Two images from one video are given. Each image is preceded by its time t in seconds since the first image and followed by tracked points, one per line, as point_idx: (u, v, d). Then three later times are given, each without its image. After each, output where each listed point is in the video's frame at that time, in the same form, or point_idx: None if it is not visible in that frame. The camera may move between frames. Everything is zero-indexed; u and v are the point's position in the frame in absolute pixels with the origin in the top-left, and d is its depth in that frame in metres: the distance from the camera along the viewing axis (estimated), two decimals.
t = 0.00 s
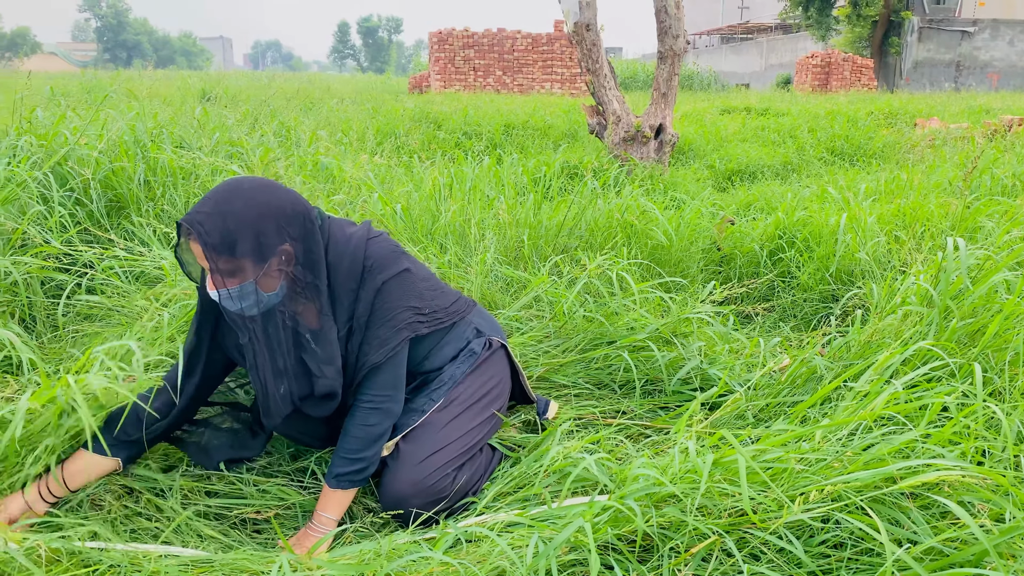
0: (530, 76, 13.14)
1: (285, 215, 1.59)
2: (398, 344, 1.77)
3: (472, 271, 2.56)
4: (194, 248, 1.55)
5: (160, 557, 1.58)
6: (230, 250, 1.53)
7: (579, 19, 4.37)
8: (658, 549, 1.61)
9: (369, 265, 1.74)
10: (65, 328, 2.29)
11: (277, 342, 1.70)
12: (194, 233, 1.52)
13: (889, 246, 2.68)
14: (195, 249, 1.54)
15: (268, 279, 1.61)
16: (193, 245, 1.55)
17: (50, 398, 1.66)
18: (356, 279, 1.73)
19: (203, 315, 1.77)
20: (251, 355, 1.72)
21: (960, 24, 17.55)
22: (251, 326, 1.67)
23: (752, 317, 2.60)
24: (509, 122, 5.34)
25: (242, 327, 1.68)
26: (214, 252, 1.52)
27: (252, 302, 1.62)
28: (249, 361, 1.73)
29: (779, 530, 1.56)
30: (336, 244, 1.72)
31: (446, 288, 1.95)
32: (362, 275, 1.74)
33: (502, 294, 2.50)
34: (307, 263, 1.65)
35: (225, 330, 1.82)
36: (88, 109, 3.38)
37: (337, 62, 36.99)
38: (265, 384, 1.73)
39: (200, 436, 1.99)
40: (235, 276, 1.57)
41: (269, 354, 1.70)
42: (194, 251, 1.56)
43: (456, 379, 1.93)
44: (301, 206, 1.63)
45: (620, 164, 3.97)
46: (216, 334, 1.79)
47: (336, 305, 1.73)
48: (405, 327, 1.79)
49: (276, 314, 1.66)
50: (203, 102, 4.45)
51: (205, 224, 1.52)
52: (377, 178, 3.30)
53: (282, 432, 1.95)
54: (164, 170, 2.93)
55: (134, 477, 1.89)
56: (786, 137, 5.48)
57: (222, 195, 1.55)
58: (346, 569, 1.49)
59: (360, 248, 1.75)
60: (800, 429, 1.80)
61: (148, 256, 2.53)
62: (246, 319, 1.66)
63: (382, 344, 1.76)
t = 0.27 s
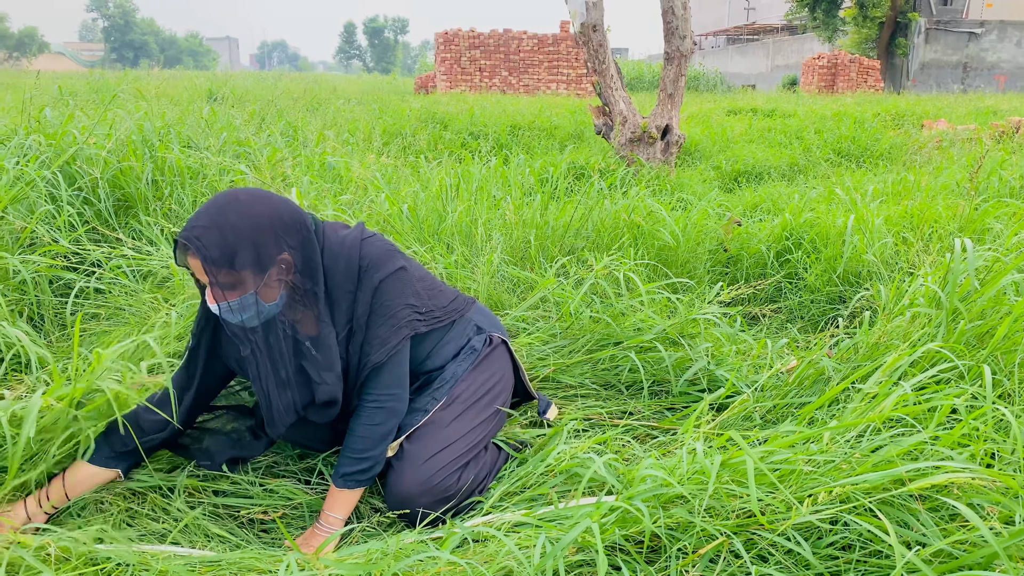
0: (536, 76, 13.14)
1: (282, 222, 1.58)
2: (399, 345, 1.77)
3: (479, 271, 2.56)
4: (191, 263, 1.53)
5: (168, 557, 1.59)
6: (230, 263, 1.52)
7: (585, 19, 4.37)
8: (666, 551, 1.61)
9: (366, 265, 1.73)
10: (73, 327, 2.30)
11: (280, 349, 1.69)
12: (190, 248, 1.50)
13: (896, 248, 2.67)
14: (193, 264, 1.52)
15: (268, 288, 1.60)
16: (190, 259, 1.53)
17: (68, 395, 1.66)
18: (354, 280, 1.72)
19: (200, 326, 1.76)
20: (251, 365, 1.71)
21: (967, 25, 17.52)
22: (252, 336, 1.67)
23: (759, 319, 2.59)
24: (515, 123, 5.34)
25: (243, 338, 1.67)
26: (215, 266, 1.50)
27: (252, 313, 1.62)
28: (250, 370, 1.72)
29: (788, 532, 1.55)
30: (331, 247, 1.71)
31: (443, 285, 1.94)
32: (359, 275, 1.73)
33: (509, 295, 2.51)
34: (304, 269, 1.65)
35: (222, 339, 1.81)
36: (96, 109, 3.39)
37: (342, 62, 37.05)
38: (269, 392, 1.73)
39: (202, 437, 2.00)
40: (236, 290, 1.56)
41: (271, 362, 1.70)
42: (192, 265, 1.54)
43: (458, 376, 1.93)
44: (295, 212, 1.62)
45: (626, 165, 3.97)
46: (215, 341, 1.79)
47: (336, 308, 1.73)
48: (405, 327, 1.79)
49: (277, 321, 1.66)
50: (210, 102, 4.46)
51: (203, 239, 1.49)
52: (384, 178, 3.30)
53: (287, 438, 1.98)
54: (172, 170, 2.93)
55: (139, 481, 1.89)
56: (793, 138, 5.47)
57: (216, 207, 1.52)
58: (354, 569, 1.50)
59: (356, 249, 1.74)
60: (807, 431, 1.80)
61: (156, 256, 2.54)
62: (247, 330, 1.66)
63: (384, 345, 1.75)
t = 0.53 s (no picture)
0: (542, 76, 13.14)
1: (280, 225, 1.59)
2: (402, 345, 1.77)
3: (485, 271, 2.56)
4: (191, 269, 1.55)
5: (174, 556, 1.60)
6: (231, 267, 1.53)
7: (592, 19, 4.37)
8: (673, 551, 1.60)
9: (366, 264, 1.73)
10: (80, 325, 2.31)
11: (283, 352, 1.70)
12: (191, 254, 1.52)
13: (904, 248, 2.66)
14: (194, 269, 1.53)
15: (269, 291, 1.61)
16: (190, 266, 1.54)
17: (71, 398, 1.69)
18: (353, 279, 1.72)
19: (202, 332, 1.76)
20: (253, 369, 1.72)
21: (975, 25, 17.45)
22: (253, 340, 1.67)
23: (766, 319, 2.58)
24: (521, 123, 5.33)
25: (245, 343, 1.67)
26: (215, 270, 1.51)
27: (253, 318, 1.62)
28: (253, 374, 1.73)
29: (795, 533, 1.55)
30: (330, 248, 1.72)
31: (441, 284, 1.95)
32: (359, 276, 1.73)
33: (514, 295, 2.51)
34: (304, 271, 1.65)
35: (224, 344, 1.82)
36: (104, 107, 3.40)
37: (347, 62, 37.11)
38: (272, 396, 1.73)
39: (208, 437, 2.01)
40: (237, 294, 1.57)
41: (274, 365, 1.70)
42: (192, 271, 1.55)
43: (460, 372, 1.93)
44: (292, 214, 1.63)
45: (633, 165, 3.96)
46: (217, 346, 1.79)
47: (337, 309, 1.72)
48: (407, 326, 1.78)
49: (279, 324, 1.66)
50: (218, 101, 4.47)
51: (203, 244, 1.50)
52: (391, 178, 3.30)
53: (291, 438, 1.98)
54: (179, 169, 2.94)
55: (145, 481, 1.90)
56: (800, 138, 5.46)
57: (215, 213, 1.54)
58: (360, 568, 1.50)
59: (356, 251, 1.74)
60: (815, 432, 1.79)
61: (162, 254, 2.55)
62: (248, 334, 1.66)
63: (387, 345, 1.75)
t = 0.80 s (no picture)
0: (548, 75, 13.14)
1: (298, 220, 1.59)
2: (415, 341, 1.78)
3: (492, 269, 2.56)
4: (207, 261, 1.55)
5: (181, 553, 1.60)
6: (249, 260, 1.53)
7: (600, 18, 4.36)
8: (680, 551, 1.60)
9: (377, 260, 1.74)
10: (88, 322, 2.31)
11: (297, 345, 1.71)
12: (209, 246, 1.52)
13: (913, 248, 2.65)
14: (211, 260, 1.53)
15: (285, 284, 1.61)
16: (206, 258, 1.54)
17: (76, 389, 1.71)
18: (365, 276, 1.72)
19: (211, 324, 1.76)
20: (265, 361, 1.72)
21: (983, 25, 17.37)
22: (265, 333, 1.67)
23: (774, 319, 2.58)
24: (528, 122, 5.33)
25: (257, 335, 1.68)
26: (235, 262, 1.51)
27: (268, 311, 1.62)
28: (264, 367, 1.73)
29: (804, 534, 1.54)
30: (342, 245, 1.73)
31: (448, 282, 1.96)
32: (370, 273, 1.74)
33: (522, 294, 2.50)
34: (317, 266, 1.66)
35: (234, 336, 1.82)
36: (112, 105, 3.40)
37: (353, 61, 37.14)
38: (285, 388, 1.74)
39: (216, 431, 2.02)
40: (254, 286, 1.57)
41: (288, 358, 1.71)
42: (209, 261, 1.54)
43: (467, 368, 1.94)
44: (308, 210, 1.64)
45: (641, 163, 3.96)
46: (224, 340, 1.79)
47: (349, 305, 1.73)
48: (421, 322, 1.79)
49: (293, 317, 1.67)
50: (225, 99, 4.48)
51: (223, 235, 1.50)
52: (398, 176, 3.30)
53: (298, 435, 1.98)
54: (187, 167, 2.94)
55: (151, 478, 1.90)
56: (807, 138, 5.44)
57: (232, 206, 1.54)
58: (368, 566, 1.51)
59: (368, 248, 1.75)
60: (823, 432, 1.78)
61: (170, 252, 2.55)
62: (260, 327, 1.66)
63: (402, 340, 1.76)
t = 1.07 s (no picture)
0: (554, 75, 13.13)
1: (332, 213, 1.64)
2: (433, 333, 1.80)
3: (499, 268, 2.56)
4: (241, 241, 1.55)
5: (186, 549, 1.61)
6: (289, 244, 1.56)
7: (607, 17, 4.36)
8: (688, 551, 1.60)
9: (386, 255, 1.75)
10: (97, 319, 2.32)
11: (315, 332, 1.71)
12: (247, 225, 1.53)
13: (922, 249, 2.65)
14: (247, 240, 1.54)
15: (315, 270, 1.63)
16: (240, 237, 1.55)
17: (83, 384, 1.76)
18: (377, 271, 1.73)
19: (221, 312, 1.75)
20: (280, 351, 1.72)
21: (991, 25, 17.31)
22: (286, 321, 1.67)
23: (781, 319, 2.57)
24: (535, 121, 5.33)
25: (282, 320, 1.67)
26: (275, 244, 1.53)
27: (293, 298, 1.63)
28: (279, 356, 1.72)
29: (812, 534, 1.54)
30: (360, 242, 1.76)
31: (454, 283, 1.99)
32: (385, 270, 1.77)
33: (528, 293, 2.51)
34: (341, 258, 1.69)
35: (243, 328, 1.81)
36: (120, 104, 3.42)
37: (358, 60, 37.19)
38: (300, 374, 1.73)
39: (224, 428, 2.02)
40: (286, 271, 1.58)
41: (307, 344, 1.71)
42: (242, 242, 1.55)
43: (471, 366, 1.94)
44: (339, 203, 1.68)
45: (648, 163, 3.95)
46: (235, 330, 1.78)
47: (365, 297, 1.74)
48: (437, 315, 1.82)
49: (315, 302, 1.68)
50: (233, 98, 4.49)
51: (267, 216, 1.53)
52: (405, 175, 3.31)
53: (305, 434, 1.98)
54: (195, 165, 2.95)
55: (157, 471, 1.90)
56: (814, 138, 5.43)
57: (271, 192, 1.57)
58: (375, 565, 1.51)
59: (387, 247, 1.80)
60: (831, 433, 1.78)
61: (178, 250, 2.56)
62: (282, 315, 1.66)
63: (419, 332, 1.78)
